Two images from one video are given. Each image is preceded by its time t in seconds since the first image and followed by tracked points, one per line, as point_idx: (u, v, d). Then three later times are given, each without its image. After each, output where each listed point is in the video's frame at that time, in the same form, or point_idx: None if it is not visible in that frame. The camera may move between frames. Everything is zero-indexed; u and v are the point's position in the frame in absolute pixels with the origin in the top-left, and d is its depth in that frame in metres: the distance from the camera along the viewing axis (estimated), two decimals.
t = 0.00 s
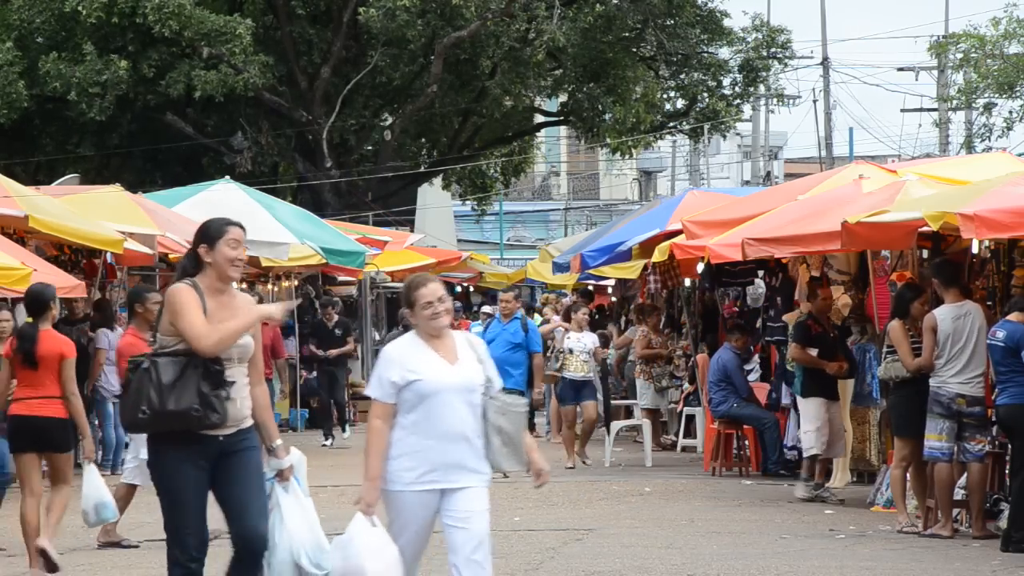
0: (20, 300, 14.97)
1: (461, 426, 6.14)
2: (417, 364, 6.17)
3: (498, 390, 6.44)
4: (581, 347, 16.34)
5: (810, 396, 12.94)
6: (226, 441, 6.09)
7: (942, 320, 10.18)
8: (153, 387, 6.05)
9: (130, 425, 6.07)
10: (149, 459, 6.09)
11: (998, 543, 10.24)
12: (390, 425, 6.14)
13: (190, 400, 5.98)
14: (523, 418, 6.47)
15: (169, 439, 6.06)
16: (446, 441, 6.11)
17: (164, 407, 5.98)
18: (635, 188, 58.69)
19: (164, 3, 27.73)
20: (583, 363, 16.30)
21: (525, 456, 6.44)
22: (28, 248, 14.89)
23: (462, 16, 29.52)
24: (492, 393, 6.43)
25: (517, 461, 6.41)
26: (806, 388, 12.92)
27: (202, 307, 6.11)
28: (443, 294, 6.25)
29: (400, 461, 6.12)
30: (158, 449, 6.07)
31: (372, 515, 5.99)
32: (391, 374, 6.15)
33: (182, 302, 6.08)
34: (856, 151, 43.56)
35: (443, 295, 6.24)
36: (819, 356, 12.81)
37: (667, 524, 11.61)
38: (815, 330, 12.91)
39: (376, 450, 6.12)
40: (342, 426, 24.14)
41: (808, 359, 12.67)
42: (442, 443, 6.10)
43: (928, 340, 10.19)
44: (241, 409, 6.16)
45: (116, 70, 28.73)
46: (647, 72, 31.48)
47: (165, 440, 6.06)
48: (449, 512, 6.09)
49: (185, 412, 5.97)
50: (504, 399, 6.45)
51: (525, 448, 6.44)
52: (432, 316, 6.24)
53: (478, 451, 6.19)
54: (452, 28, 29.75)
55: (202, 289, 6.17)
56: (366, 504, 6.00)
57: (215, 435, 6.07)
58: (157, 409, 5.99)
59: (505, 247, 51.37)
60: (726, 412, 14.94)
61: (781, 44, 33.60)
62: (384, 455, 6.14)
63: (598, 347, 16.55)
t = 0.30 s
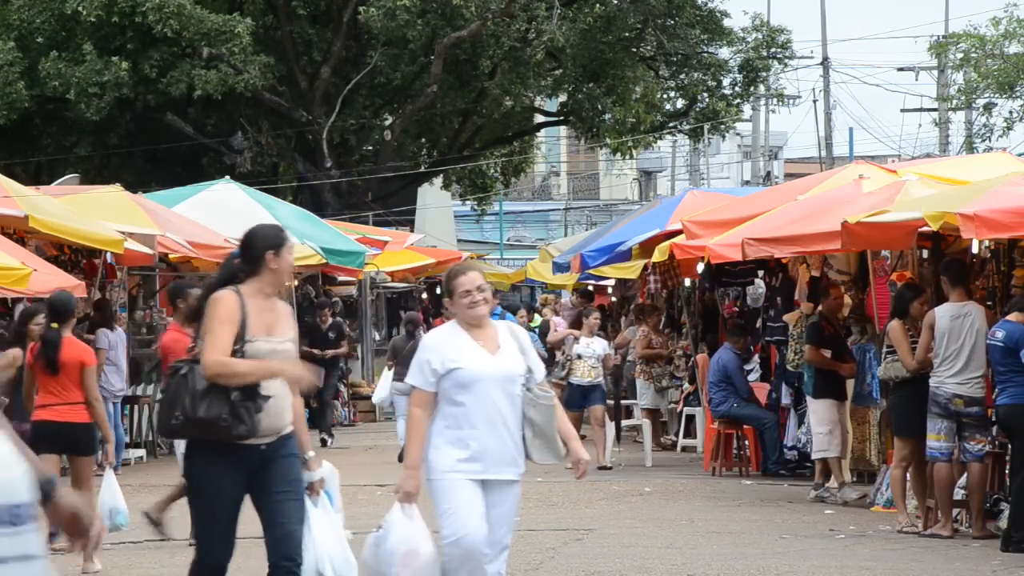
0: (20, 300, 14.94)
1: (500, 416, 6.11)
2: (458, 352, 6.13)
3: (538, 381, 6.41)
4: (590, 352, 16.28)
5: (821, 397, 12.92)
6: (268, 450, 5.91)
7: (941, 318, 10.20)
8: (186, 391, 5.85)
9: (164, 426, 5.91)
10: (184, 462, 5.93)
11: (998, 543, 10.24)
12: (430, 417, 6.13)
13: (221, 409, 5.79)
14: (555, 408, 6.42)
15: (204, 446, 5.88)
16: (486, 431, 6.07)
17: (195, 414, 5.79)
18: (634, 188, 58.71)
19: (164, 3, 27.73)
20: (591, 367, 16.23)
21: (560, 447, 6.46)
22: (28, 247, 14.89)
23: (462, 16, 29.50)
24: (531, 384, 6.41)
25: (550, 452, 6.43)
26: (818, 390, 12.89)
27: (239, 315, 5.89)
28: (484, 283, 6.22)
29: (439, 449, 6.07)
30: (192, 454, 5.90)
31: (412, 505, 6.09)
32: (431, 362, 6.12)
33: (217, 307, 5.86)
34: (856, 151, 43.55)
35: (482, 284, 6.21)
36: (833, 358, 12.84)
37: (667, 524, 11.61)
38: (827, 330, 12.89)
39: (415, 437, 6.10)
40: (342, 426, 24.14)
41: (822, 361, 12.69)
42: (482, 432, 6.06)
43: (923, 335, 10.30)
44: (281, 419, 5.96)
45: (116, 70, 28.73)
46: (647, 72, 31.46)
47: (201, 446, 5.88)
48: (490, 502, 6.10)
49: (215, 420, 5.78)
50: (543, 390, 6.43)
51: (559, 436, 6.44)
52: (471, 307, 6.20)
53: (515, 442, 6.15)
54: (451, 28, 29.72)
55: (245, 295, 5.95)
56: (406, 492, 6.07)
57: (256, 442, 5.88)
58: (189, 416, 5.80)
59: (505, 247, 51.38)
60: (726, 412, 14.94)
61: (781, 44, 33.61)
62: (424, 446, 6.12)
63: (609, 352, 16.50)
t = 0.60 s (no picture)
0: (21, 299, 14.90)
1: (526, 429, 6.06)
2: (483, 364, 6.09)
3: (568, 391, 6.33)
4: (601, 347, 16.31)
5: (842, 400, 12.91)
6: (304, 442, 5.87)
7: (942, 317, 10.20)
8: (221, 377, 5.83)
9: (201, 414, 5.86)
10: (224, 454, 5.82)
11: (998, 544, 10.24)
12: (455, 431, 6.11)
13: (259, 396, 5.73)
14: (583, 421, 6.22)
15: (243, 435, 5.80)
16: (513, 443, 6.03)
17: (233, 401, 5.74)
18: (634, 188, 58.72)
19: (164, 2, 27.75)
20: (602, 363, 16.28)
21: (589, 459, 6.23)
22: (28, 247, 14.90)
23: (462, 17, 29.52)
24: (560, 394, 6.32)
25: (579, 464, 6.20)
26: (838, 393, 12.89)
27: (273, 302, 5.91)
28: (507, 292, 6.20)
29: (464, 463, 6.04)
30: (231, 445, 5.80)
31: (434, 521, 6.06)
32: (456, 376, 6.10)
33: (253, 293, 5.86)
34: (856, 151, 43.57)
35: (504, 292, 6.19)
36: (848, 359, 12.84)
37: (667, 524, 11.61)
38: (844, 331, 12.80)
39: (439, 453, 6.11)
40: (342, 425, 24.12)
41: (842, 365, 12.73)
42: (508, 445, 6.02)
43: (927, 335, 10.26)
44: (317, 409, 5.94)
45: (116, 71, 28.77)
46: (647, 72, 31.44)
47: (238, 434, 5.79)
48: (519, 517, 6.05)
49: (254, 407, 5.72)
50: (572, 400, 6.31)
51: (586, 449, 6.22)
52: (494, 316, 6.19)
53: (543, 454, 6.10)
54: (452, 28, 29.73)
55: (283, 284, 5.97)
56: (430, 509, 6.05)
57: (291, 432, 5.83)
58: (227, 403, 5.76)
59: (505, 247, 51.39)
60: (726, 412, 14.95)
61: (781, 44, 33.62)
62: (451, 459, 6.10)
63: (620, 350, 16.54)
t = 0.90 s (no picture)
0: (20, 300, 14.86)
1: (551, 418, 6.01)
2: (504, 355, 6.07)
3: (592, 378, 6.30)
4: (604, 353, 16.40)
5: (856, 399, 12.82)
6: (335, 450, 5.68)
7: (942, 318, 10.19)
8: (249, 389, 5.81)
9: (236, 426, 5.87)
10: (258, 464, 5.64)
11: (997, 543, 10.24)
12: (479, 424, 6.07)
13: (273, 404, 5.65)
14: (610, 407, 6.25)
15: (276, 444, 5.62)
16: (537, 434, 5.98)
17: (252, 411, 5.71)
18: (634, 188, 58.74)
19: (164, 3, 27.84)
20: (607, 368, 16.34)
21: (618, 445, 6.23)
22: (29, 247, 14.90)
23: (462, 16, 29.50)
24: (585, 383, 6.30)
25: (608, 451, 6.22)
26: (850, 392, 12.78)
27: (298, 308, 5.85)
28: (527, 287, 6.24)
29: (489, 457, 6.02)
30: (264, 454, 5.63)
31: (465, 520, 6.11)
32: (478, 369, 6.07)
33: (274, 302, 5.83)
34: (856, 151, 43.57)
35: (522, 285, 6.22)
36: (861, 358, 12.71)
37: (667, 524, 11.60)
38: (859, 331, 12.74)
39: (465, 449, 6.07)
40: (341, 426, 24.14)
41: (858, 364, 12.59)
42: (532, 436, 5.97)
43: (928, 337, 10.23)
44: (348, 417, 5.77)
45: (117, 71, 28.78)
46: (647, 72, 31.44)
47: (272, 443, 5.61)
48: (550, 509, 5.98)
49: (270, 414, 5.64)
50: (598, 387, 6.28)
51: (617, 434, 6.23)
52: (514, 308, 6.17)
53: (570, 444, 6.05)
54: (452, 28, 29.71)
55: (305, 291, 5.90)
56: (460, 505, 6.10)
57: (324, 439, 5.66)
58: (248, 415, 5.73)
59: (505, 247, 51.42)
60: (726, 412, 14.98)
61: (781, 44, 33.62)
62: (478, 455, 6.07)
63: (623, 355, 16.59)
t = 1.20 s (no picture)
0: (20, 299, 14.82)
1: (579, 424, 5.95)
2: (532, 360, 6.03)
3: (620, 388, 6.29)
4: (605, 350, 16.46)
5: (863, 399, 12.77)
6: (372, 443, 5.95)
7: (943, 319, 10.19)
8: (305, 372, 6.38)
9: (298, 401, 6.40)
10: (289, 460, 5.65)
11: (997, 544, 10.25)
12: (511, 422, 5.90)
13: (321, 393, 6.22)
14: (637, 417, 6.18)
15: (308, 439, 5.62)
16: (562, 440, 5.92)
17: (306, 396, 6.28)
18: (634, 188, 58.81)
19: (164, 3, 27.70)
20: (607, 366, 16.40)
21: (645, 456, 6.15)
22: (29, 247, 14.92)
23: (462, 17, 29.46)
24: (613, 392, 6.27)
25: (635, 462, 6.12)
26: (859, 391, 12.73)
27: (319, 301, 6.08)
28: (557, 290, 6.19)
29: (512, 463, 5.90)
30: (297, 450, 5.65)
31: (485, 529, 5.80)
32: (503, 370, 6.04)
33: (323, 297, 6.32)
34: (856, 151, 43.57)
35: (555, 288, 6.19)
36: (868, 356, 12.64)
37: (667, 524, 11.61)
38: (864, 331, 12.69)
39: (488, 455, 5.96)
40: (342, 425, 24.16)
41: (864, 362, 12.47)
42: (557, 441, 5.91)
43: (929, 337, 10.26)
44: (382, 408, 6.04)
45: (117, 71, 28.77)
46: (647, 72, 31.42)
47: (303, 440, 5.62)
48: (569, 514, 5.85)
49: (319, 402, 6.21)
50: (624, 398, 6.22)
51: (643, 446, 6.16)
52: (545, 313, 6.15)
53: (596, 452, 5.97)
54: (452, 28, 29.65)
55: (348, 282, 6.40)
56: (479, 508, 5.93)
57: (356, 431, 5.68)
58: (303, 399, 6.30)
59: (504, 247, 51.48)
60: (726, 412, 14.97)
61: (781, 44, 33.62)
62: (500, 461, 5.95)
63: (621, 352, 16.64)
